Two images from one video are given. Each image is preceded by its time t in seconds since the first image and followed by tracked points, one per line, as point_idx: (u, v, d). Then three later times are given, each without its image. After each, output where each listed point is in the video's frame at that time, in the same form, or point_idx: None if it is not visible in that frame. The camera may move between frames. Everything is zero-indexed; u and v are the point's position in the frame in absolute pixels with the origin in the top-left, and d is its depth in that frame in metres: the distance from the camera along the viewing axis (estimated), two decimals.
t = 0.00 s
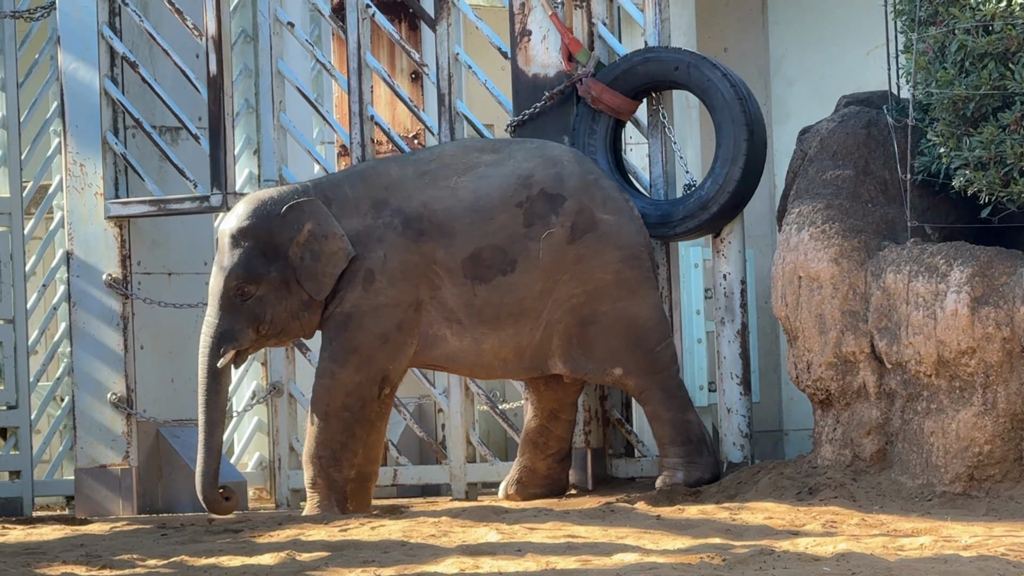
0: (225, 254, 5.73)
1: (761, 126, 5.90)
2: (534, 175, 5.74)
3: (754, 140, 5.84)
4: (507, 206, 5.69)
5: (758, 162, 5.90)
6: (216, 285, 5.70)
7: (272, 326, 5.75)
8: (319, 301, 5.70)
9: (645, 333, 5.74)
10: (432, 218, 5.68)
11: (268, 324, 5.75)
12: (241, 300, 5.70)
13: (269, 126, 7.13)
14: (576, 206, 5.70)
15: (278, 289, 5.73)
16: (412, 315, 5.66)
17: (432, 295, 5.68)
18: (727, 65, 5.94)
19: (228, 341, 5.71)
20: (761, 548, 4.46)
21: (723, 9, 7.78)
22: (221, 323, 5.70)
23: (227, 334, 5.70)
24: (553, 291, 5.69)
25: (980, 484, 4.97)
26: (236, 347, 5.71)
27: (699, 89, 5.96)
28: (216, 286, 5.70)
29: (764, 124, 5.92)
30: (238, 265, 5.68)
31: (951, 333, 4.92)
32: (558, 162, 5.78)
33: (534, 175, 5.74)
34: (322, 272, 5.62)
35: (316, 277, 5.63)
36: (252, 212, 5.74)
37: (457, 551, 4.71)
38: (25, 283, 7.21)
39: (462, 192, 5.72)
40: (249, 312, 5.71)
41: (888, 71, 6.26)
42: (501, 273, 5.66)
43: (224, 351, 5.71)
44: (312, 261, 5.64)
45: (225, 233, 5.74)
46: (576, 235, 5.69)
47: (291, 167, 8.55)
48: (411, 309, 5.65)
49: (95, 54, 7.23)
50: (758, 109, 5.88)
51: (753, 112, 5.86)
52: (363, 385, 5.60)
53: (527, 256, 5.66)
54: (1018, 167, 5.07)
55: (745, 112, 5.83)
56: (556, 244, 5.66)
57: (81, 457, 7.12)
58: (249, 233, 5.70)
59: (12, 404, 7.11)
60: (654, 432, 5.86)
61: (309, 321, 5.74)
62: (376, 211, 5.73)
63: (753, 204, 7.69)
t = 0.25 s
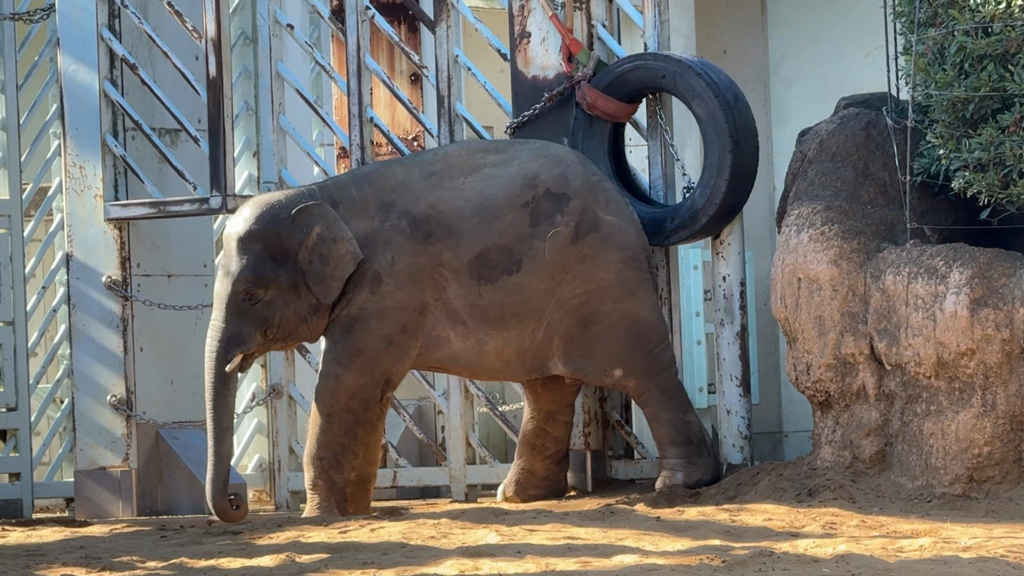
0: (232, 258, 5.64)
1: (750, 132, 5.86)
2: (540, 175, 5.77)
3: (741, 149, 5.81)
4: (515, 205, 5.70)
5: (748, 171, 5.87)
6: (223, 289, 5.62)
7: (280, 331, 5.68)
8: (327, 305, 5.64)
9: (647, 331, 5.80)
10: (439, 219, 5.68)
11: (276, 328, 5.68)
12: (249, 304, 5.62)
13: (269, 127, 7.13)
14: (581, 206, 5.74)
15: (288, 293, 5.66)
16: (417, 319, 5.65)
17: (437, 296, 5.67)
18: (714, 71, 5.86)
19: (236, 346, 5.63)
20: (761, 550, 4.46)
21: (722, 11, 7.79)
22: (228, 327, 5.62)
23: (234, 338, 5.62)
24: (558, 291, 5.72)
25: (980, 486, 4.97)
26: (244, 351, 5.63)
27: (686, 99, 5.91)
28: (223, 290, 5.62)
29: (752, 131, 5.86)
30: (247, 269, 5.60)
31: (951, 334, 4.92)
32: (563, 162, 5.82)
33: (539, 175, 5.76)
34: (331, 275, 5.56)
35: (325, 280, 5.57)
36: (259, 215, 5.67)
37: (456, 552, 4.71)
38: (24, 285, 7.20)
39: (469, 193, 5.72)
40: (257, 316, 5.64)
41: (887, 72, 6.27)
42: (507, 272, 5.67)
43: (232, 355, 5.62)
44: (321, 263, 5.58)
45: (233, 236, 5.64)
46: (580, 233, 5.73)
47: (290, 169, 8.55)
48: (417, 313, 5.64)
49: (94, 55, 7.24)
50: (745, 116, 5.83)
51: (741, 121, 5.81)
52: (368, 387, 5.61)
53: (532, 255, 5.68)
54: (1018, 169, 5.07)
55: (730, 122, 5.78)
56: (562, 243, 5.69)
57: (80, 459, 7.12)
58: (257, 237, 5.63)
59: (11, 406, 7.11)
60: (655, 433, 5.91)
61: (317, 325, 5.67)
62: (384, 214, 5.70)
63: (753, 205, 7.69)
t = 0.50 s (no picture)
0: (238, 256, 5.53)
1: (729, 139, 5.77)
2: (537, 180, 5.78)
3: (719, 158, 5.74)
4: (513, 214, 5.72)
5: (728, 180, 5.80)
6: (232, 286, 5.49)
7: (287, 331, 5.58)
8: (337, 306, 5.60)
9: (642, 334, 5.80)
10: (439, 223, 5.69)
11: (283, 328, 5.58)
12: (258, 303, 5.51)
13: (269, 128, 7.13)
14: (575, 212, 5.76)
15: (297, 293, 5.58)
16: (419, 320, 5.67)
17: (437, 301, 5.70)
18: (689, 79, 5.76)
19: (244, 346, 5.50)
20: (760, 550, 4.46)
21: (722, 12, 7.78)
22: (237, 326, 5.49)
23: (242, 338, 5.50)
24: (554, 297, 5.76)
25: (980, 486, 4.97)
26: (251, 351, 5.52)
27: (663, 109, 5.83)
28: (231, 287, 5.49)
29: (731, 139, 5.78)
30: (257, 269, 5.50)
31: (951, 335, 4.92)
32: (559, 167, 5.81)
33: (536, 181, 5.78)
34: (342, 276, 5.52)
35: (336, 281, 5.53)
36: (267, 214, 5.58)
37: (456, 553, 4.71)
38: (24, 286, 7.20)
39: (469, 198, 5.74)
40: (265, 316, 5.53)
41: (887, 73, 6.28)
42: (503, 280, 5.70)
43: (240, 355, 5.51)
44: (331, 264, 5.53)
45: (239, 235, 5.55)
46: (574, 240, 5.75)
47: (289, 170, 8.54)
48: (417, 314, 5.66)
49: (94, 57, 7.21)
50: (724, 124, 5.74)
51: (718, 129, 5.73)
52: (370, 388, 5.61)
53: (529, 262, 5.70)
54: (1018, 169, 5.07)
55: (704, 133, 5.70)
56: (557, 249, 5.71)
57: (79, 460, 7.10)
58: (267, 237, 5.54)
59: (11, 407, 7.10)
60: (653, 433, 5.90)
61: (324, 326, 5.61)
62: (386, 216, 5.70)
63: (753, 206, 7.68)
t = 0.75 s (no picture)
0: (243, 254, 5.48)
1: (703, 152, 5.70)
2: (521, 193, 5.76)
3: (690, 170, 5.67)
4: (498, 225, 5.71)
5: (700, 192, 5.72)
6: (240, 285, 5.44)
7: (290, 330, 5.54)
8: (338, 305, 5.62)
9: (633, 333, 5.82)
10: (428, 225, 5.70)
11: (286, 328, 5.53)
12: (264, 302, 5.48)
13: (269, 128, 7.12)
14: (556, 225, 5.73)
15: (301, 293, 5.56)
16: (413, 318, 5.68)
17: (427, 302, 5.70)
18: (660, 91, 5.71)
19: (249, 345, 5.46)
20: (760, 549, 4.46)
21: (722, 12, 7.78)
22: (244, 325, 5.44)
23: (248, 337, 5.45)
24: (537, 305, 5.74)
25: (979, 485, 4.97)
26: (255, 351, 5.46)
27: (636, 122, 5.77)
28: (239, 286, 5.43)
29: (703, 151, 5.70)
30: (263, 268, 5.47)
31: (950, 334, 4.92)
32: (544, 178, 5.81)
33: (521, 193, 5.76)
34: (346, 275, 5.54)
35: (339, 280, 5.54)
36: (270, 213, 5.55)
37: (455, 552, 4.71)
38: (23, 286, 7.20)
39: (455, 205, 5.73)
40: (270, 315, 5.50)
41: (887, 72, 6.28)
42: (487, 287, 5.69)
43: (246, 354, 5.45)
44: (334, 263, 5.55)
45: (243, 233, 5.50)
46: (555, 253, 5.72)
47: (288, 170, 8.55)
48: (412, 312, 5.67)
49: (94, 56, 7.21)
50: (694, 137, 5.67)
51: (689, 142, 5.66)
52: (367, 387, 5.61)
53: (512, 272, 5.69)
54: (1017, 168, 5.07)
55: (672, 146, 5.64)
56: (539, 261, 5.70)
57: (79, 460, 7.10)
58: (273, 235, 5.52)
59: (11, 407, 7.10)
60: (643, 433, 5.88)
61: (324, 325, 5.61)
62: (379, 215, 5.71)
63: (752, 205, 7.68)
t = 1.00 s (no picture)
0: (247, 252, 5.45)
1: (644, 175, 5.71)
2: (503, 193, 5.78)
3: (631, 195, 5.69)
4: (480, 224, 5.73)
5: (648, 214, 5.74)
6: (244, 283, 5.40)
7: (289, 329, 5.53)
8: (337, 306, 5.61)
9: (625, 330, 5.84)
10: (418, 223, 5.70)
11: (285, 327, 5.52)
12: (266, 302, 5.45)
13: (269, 128, 7.11)
14: (539, 223, 5.77)
15: (301, 293, 5.54)
16: (406, 315, 5.69)
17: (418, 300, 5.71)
18: (597, 116, 5.72)
19: (252, 344, 5.42)
20: (760, 548, 4.46)
21: (722, 10, 7.77)
22: (246, 323, 5.41)
23: (251, 336, 5.42)
24: (520, 302, 5.77)
25: (980, 484, 4.97)
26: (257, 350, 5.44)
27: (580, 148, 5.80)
28: (243, 284, 5.40)
29: (644, 173, 5.71)
30: (265, 268, 5.44)
31: (951, 333, 4.92)
32: (524, 177, 5.84)
33: (502, 193, 5.78)
34: (345, 275, 5.53)
35: (339, 281, 5.54)
36: (273, 212, 5.53)
37: (455, 551, 4.71)
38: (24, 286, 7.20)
39: (441, 204, 5.73)
40: (271, 314, 5.47)
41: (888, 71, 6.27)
42: (472, 286, 5.73)
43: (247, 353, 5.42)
44: (334, 264, 5.53)
45: (246, 230, 5.47)
46: (538, 250, 5.76)
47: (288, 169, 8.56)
48: (405, 309, 5.68)
49: (94, 55, 7.20)
50: (633, 160, 5.69)
51: (628, 166, 5.68)
52: (366, 385, 5.61)
53: (495, 270, 5.73)
54: (1018, 167, 5.07)
55: (610, 174, 5.66)
56: (520, 259, 5.74)
57: (80, 459, 7.10)
58: (276, 235, 5.49)
59: (12, 407, 7.11)
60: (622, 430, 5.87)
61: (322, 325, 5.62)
62: (370, 214, 5.69)
63: (752, 204, 7.65)
